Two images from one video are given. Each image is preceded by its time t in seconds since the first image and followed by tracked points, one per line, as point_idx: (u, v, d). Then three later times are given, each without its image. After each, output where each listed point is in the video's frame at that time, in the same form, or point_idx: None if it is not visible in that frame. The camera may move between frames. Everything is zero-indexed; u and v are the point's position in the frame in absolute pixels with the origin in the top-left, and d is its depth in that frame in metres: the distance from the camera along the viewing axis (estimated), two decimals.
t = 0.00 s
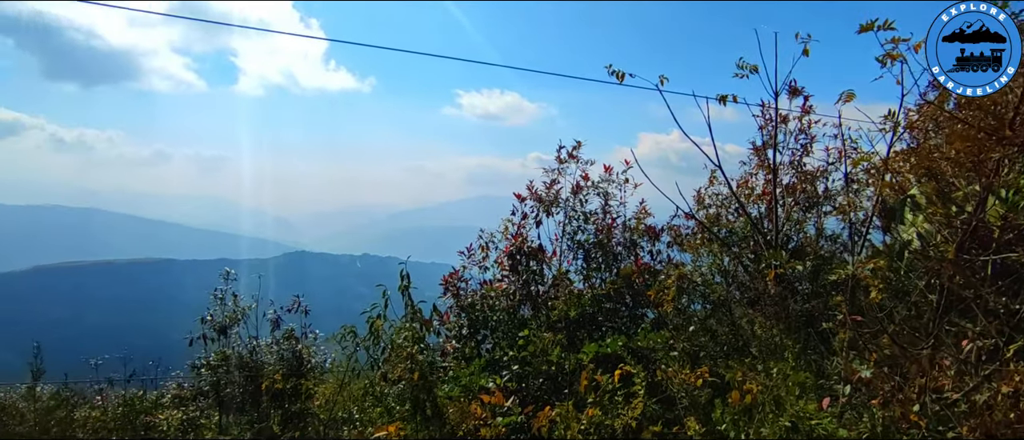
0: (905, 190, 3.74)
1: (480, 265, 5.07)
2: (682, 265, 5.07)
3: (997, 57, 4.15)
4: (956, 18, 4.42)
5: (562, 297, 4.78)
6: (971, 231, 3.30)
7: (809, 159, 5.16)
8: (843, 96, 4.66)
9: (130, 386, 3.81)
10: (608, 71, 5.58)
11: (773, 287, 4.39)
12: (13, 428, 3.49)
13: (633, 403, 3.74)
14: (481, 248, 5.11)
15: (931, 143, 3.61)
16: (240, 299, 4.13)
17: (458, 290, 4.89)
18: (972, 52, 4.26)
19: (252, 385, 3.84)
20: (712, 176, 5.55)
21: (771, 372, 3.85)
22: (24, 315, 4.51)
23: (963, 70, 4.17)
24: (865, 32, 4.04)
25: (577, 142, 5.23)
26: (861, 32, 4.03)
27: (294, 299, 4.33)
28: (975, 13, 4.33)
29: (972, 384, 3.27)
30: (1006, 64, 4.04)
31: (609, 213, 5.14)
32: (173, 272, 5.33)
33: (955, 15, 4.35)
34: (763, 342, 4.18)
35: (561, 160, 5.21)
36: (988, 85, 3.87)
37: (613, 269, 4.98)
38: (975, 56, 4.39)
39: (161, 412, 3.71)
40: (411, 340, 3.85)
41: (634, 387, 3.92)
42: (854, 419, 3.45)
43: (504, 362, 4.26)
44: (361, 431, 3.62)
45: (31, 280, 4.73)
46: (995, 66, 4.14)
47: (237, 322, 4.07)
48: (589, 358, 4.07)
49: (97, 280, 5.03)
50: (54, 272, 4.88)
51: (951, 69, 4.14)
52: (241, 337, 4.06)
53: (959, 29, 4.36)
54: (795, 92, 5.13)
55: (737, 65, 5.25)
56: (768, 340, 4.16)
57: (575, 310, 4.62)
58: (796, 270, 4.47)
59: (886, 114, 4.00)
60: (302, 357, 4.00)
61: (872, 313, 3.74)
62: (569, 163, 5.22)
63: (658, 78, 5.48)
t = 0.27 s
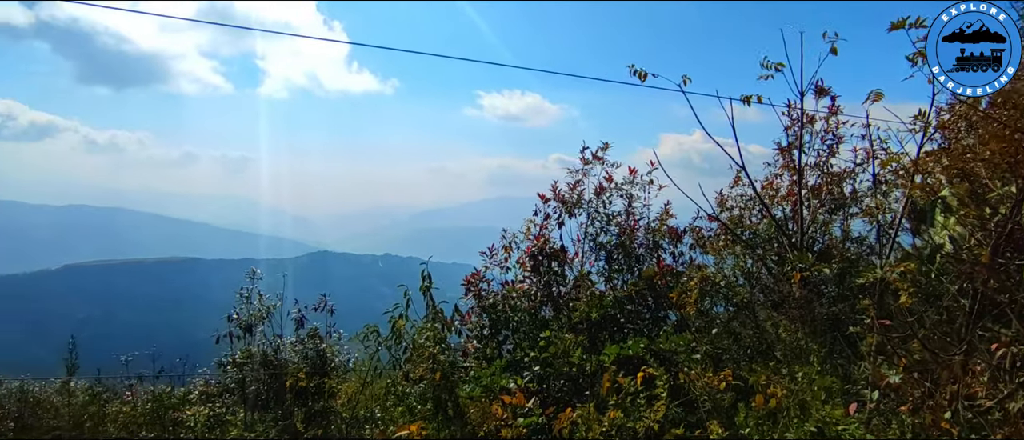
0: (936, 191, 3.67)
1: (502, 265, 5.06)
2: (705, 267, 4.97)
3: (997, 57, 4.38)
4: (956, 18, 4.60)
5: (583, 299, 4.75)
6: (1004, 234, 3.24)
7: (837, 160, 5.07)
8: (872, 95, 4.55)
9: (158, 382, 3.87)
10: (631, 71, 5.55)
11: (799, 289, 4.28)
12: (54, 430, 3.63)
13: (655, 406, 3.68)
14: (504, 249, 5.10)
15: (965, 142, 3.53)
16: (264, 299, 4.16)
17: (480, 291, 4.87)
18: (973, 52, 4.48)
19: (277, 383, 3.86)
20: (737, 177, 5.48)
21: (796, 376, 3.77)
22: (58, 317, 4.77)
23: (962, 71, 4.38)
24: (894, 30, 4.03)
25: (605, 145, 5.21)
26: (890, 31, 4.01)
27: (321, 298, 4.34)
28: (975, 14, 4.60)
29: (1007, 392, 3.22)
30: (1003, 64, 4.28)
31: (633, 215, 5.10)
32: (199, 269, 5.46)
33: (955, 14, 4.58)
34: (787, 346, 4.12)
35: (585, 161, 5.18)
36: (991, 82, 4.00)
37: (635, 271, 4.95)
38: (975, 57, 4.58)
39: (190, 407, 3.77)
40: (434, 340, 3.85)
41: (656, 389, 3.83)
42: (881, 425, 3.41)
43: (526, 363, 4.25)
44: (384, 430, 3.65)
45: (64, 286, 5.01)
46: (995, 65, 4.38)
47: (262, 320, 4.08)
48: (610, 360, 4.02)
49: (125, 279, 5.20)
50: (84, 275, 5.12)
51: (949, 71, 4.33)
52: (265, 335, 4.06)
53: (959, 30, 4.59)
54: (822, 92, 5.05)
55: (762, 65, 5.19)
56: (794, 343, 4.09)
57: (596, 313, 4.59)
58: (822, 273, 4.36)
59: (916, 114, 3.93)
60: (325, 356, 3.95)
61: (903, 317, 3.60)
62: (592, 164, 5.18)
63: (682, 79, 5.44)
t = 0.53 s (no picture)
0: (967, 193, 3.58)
1: (522, 266, 5.04)
2: (726, 269, 4.86)
3: (997, 57, 4.78)
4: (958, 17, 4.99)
5: (603, 299, 4.66)
6: None
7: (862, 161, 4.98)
8: (900, 94, 4.47)
9: (184, 380, 3.95)
10: (653, 71, 5.51)
11: (822, 292, 4.08)
12: (84, 427, 3.65)
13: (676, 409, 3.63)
14: (524, 249, 5.08)
15: (998, 142, 3.46)
16: (287, 298, 4.22)
17: (499, 291, 4.85)
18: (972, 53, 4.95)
19: (297, 382, 3.84)
20: (760, 178, 5.40)
21: (820, 380, 3.64)
22: (87, 317, 4.79)
23: (962, 70, 5.01)
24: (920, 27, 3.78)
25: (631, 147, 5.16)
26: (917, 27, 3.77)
27: (346, 297, 4.40)
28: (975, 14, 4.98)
29: None
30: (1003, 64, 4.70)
31: (654, 217, 5.06)
32: (223, 269, 5.59)
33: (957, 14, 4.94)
34: (812, 350, 3.95)
35: (608, 161, 5.14)
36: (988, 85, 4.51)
37: (656, 273, 4.92)
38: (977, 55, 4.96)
39: (214, 404, 3.86)
40: (453, 340, 3.86)
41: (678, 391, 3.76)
42: (908, 431, 3.34)
43: (545, 364, 4.23)
44: (403, 430, 3.65)
45: (87, 287, 5.04)
46: (994, 65, 4.80)
47: (284, 319, 4.12)
48: (630, 363, 4.02)
49: (147, 279, 5.28)
50: (106, 275, 5.15)
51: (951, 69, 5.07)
52: (287, 333, 4.10)
53: (958, 30, 5.05)
54: (848, 91, 4.97)
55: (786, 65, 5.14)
56: (818, 346, 3.92)
57: (617, 314, 4.49)
58: (847, 275, 4.23)
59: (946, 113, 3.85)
60: (344, 354, 3.94)
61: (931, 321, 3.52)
62: (614, 165, 5.15)
63: (705, 79, 5.39)
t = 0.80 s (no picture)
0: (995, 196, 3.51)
1: (541, 267, 5.01)
2: (745, 270, 4.86)
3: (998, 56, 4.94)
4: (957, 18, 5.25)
5: (621, 301, 4.72)
6: None
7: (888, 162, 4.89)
8: (925, 94, 4.44)
9: (205, 378, 4.00)
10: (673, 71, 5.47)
11: (845, 295, 4.00)
12: (109, 422, 3.63)
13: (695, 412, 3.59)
14: (543, 249, 5.07)
15: None
16: (307, 298, 4.26)
17: (517, 291, 4.86)
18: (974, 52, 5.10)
19: (317, 380, 3.89)
20: (782, 179, 5.33)
21: (842, 384, 3.58)
22: (114, 316, 4.87)
23: (962, 70, 5.14)
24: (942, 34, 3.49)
25: (653, 148, 5.13)
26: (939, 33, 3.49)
27: (365, 297, 4.37)
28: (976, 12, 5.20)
29: None
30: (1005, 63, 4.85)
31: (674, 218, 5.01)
32: (244, 267, 5.68)
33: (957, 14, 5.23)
34: (832, 353, 3.87)
35: (628, 162, 5.11)
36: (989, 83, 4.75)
37: (675, 274, 4.84)
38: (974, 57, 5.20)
39: (236, 401, 3.86)
40: (471, 341, 3.88)
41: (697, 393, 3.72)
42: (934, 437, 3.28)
43: (563, 365, 4.20)
44: (421, 429, 3.65)
45: (113, 285, 5.10)
46: (995, 64, 4.96)
47: (304, 319, 4.17)
48: (648, 364, 3.98)
49: (170, 277, 5.34)
50: (131, 273, 5.20)
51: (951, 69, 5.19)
52: (307, 332, 4.16)
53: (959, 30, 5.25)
54: (873, 91, 4.89)
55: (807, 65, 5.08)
56: (840, 350, 3.82)
57: (635, 316, 4.51)
58: (871, 279, 4.15)
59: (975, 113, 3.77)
60: (364, 354, 4.01)
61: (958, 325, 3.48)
62: (634, 166, 5.12)
63: (726, 79, 5.34)
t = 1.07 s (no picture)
0: None
1: (558, 268, 5.01)
2: (764, 272, 4.77)
3: (997, 57, 4.98)
4: (957, 17, 5.23)
5: (639, 302, 4.67)
6: None
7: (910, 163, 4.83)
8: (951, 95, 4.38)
9: (225, 375, 3.98)
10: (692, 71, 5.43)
11: (866, 298, 3.98)
12: (133, 418, 3.65)
13: (713, 415, 3.56)
14: (560, 250, 5.06)
15: None
16: (325, 298, 4.29)
17: (535, 291, 4.86)
18: (973, 54, 5.18)
19: (334, 380, 3.90)
20: (802, 180, 5.29)
21: (864, 388, 3.53)
22: (134, 311, 5.01)
23: (962, 70, 5.20)
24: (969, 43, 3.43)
25: (672, 150, 5.11)
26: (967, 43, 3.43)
27: (384, 298, 4.39)
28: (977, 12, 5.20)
29: None
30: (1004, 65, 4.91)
31: (693, 220, 4.96)
32: (262, 267, 5.72)
33: (957, 13, 5.22)
34: (853, 356, 3.86)
35: (645, 163, 5.07)
36: (990, 83, 4.89)
37: (693, 275, 4.80)
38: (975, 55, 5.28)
39: (255, 400, 3.92)
40: (488, 341, 3.84)
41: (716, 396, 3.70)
42: None
43: (579, 367, 4.16)
44: (438, 429, 3.65)
45: (134, 282, 5.23)
46: (995, 65, 4.99)
47: (321, 318, 4.20)
48: (666, 366, 3.94)
49: (190, 276, 5.45)
50: (152, 271, 5.33)
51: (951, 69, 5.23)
52: (326, 332, 4.18)
53: (959, 29, 5.24)
54: (896, 90, 4.82)
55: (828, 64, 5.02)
56: (861, 354, 3.83)
57: (652, 317, 4.47)
58: (895, 282, 4.07)
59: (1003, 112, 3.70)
60: (381, 354, 4.03)
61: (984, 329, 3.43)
62: (652, 166, 5.08)
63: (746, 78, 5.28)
